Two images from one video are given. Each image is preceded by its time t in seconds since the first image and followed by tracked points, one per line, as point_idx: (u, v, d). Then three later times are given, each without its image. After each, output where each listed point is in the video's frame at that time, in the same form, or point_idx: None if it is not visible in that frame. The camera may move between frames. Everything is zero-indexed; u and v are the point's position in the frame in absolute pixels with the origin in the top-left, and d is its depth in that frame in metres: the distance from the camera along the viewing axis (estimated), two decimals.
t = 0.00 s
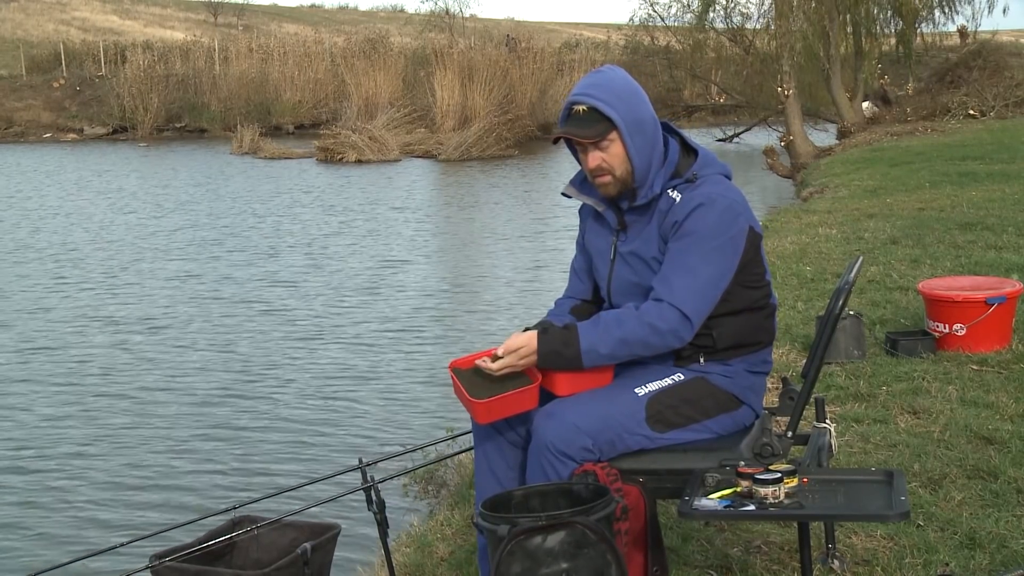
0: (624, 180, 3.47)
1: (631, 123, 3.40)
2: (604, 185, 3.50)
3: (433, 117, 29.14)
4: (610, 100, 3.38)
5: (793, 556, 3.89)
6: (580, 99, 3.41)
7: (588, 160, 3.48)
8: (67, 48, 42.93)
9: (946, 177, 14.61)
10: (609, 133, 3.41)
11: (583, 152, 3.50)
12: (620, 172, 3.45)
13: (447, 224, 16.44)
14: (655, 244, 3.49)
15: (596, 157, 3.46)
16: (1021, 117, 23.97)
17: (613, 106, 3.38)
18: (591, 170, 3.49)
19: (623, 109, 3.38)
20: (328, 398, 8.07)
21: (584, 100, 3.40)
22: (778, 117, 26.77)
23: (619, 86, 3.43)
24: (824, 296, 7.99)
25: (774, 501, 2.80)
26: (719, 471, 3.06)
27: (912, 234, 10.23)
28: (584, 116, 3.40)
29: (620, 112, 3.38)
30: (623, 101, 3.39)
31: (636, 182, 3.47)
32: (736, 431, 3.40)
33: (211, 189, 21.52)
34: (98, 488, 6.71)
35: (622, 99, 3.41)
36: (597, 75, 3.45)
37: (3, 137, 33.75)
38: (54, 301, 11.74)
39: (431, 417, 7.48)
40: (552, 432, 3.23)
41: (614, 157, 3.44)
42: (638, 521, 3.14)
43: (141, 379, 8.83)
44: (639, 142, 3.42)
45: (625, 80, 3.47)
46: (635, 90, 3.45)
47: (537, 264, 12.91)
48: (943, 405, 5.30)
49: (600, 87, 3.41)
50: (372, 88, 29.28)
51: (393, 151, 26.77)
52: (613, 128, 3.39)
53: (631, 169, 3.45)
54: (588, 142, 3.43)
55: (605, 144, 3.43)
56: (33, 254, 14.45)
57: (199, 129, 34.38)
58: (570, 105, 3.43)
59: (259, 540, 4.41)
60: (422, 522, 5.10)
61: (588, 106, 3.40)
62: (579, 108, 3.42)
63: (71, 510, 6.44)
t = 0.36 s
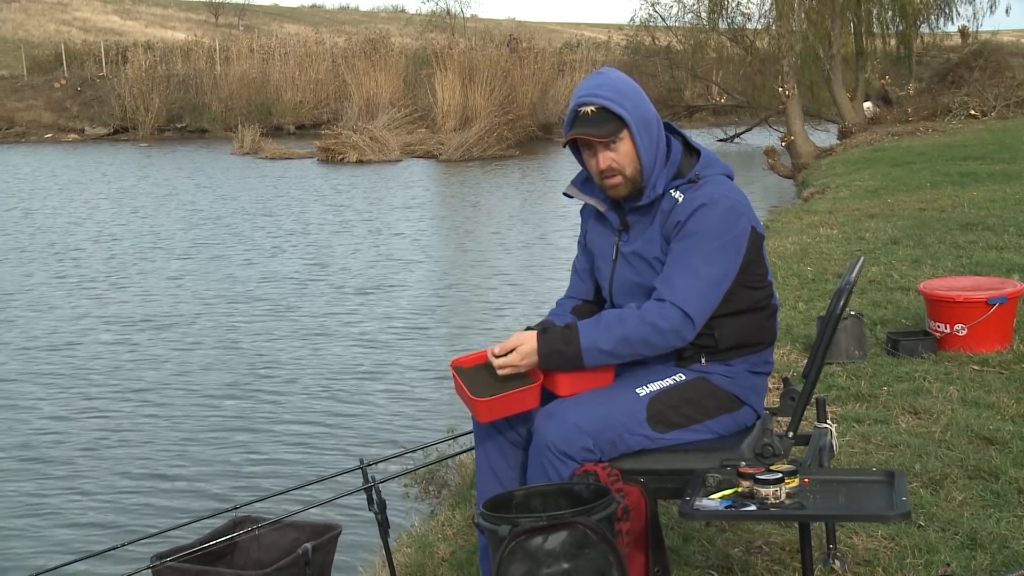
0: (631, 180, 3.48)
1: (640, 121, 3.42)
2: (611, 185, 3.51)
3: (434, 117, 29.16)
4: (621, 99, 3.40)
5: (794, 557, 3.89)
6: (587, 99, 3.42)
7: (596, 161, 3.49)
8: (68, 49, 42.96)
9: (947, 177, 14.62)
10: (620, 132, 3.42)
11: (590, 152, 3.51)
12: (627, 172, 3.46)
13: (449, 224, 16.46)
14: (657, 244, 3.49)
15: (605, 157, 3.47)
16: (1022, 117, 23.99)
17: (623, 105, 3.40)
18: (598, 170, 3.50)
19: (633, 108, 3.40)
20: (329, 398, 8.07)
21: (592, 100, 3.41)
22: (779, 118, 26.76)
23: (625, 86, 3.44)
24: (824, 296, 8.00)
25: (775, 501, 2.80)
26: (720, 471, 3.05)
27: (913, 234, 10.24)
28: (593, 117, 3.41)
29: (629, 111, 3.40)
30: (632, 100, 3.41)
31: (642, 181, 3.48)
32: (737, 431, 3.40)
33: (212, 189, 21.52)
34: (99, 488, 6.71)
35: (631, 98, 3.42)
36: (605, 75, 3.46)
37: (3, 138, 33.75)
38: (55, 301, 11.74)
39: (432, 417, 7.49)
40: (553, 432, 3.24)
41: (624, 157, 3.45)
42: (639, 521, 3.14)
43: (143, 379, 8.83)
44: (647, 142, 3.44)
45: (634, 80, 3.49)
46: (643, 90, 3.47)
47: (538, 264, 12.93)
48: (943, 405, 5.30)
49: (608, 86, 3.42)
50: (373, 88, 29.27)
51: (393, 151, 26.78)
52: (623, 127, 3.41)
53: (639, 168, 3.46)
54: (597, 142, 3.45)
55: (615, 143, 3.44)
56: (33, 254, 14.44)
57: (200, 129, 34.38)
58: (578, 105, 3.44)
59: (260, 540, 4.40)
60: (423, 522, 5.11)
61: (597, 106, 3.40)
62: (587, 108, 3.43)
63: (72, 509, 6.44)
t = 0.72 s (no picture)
0: (627, 183, 3.47)
1: (633, 125, 3.40)
2: (609, 188, 3.50)
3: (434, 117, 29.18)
4: (611, 103, 3.38)
5: (794, 556, 3.89)
6: (580, 103, 3.41)
7: (591, 164, 3.47)
8: (69, 49, 42.98)
9: (948, 177, 14.63)
10: (612, 137, 3.40)
11: (585, 155, 3.50)
12: (623, 175, 3.45)
13: (450, 223, 16.47)
14: (656, 245, 3.49)
15: (600, 160, 3.45)
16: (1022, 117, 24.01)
17: (615, 109, 3.38)
18: (594, 173, 3.49)
19: (626, 112, 3.38)
20: (329, 399, 8.07)
21: (585, 104, 3.40)
22: (780, 118, 26.77)
23: (620, 89, 3.42)
24: (825, 296, 8.00)
25: (776, 502, 2.80)
26: (721, 471, 3.05)
27: (914, 234, 10.24)
28: (586, 121, 3.40)
29: (622, 116, 3.38)
30: (623, 104, 3.39)
31: (639, 183, 3.47)
32: (738, 431, 3.40)
33: (212, 189, 21.52)
34: (100, 489, 6.71)
35: (624, 101, 3.40)
36: (599, 78, 3.45)
37: (4, 138, 33.77)
38: (56, 301, 11.74)
39: (433, 417, 7.48)
40: (553, 432, 3.24)
41: (618, 160, 3.44)
42: (639, 522, 3.14)
43: (143, 379, 8.83)
44: (641, 144, 3.42)
45: (627, 81, 3.47)
46: (636, 92, 3.45)
47: (539, 264, 12.94)
48: (944, 405, 5.30)
49: (601, 89, 3.41)
50: (374, 88, 29.28)
51: (394, 151, 26.80)
52: (616, 131, 3.39)
53: (634, 171, 3.44)
54: (591, 146, 3.43)
55: (609, 147, 3.42)
56: (34, 254, 14.45)
57: (200, 129, 34.41)
58: (573, 108, 3.43)
59: (260, 540, 4.40)
60: (424, 522, 5.12)
61: (590, 110, 3.40)
62: (580, 112, 3.42)
63: (72, 510, 6.44)
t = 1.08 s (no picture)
0: (615, 185, 3.48)
1: (619, 129, 3.39)
2: (600, 190, 3.51)
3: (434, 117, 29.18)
4: (596, 107, 3.39)
5: (795, 557, 3.89)
6: (568, 107, 3.42)
7: (579, 166, 3.49)
8: (69, 49, 42.94)
9: (949, 177, 14.63)
10: (595, 142, 3.41)
11: (576, 159, 3.51)
12: (611, 177, 3.46)
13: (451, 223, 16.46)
14: (654, 245, 3.49)
15: (587, 163, 3.47)
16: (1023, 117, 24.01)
17: (600, 114, 3.38)
18: (584, 175, 3.51)
19: (609, 116, 3.38)
20: (329, 399, 8.06)
21: (571, 108, 3.41)
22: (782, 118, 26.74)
23: (608, 93, 3.42)
24: (825, 296, 8.00)
25: (776, 502, 2.80)
26: (721, 471, 3.06)
27: (914, 234, 10.24)
28: (572, 125, 3.42)
29: (606, 120, 3.38)
30: (609, 107, 3.39)
31: (630, 184, 3.47)
32: (739, 431, 3.40)
33: (213, 189, 21.52)
34: (101, 489, 6.71)
35: (611, 104, 3.40)
36: (588, 82, 3.45)
37: (4, 138, 33.76)
38: (57, 301, 11.74)
39: (434, 417, 7.48)
40: (552, 432, 3.24)
41: (604, 163, 3.45)
42: (640, 521, 3.14)
43: (143, 379, 8.83)
44: (629, 146, 3.42)
45: (617, 85, 3.47)
46: (627, 93, 3.44)
47: (540, 264, 12.94)
48: (945, 405, 5.29)
49: (588, 93, 3.41)
50: (374, 88, 29.28)
51: (395, 151, 26.80)
52: (599, 136, 3.40)
53: (622, 174, 3.45)
54: (577, 149, 3.44)
55: (595, 151, 3.43)
56: (35, 254, 14.45)
57: (201, 129, 34.39)
58: (561, 112, 3.45)
59: (261, 540, 4.41)
60: (425, 522, 5.12)
61: (575, 114, 3.41)
62: (567, 116, 3.43)
63: (74, 510, 6.44)
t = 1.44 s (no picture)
0: (615, 185, 3.47)
1: (619, 129, 3.39)
2: (600, 189, 3.51)
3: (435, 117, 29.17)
4: (596, 107, 3.38)
5: (796, 557, 3.89)
6: (567, 107, 3.42)
7: (580, 166, 3.49)
8: (70, 49, 42.94)
9: (949, 177, 14.63)
10: (596, 141, 3.41)
11: (576, 159, 3.51)
12: (611, 177, 3.46)
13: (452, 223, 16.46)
14: (655, 245, 3.49)
15: (587, 163, 3.47)
16: None
17: (600, 114, 3.38)
18: (584, 175, 3.50)
19: (609, 116, 3.38)
20: (330, 399, 8.06)
21: (571, 109, 3.41)
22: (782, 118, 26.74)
23: (606, 93, 3.42)
24: (826, 296, 8.00)
25: (777, 502, 2.79)
26: (721, 471, 3.06)
27: (915, 234, 10.24)
28: (571, 125, 3.41)
29: (606, 120, 3.38)
30: (609, 107, 3.39)
31: (629, 185, 3.47)
32: (739, 431, 3.40)
33: (214, 189, 21.51)
34: (102, 488, 6.71)
35: (611, 105, 3.40)
36: (587, 82, 3.45)
37: (5, 138, 33.75)
38: (58, 300, 11.74)
39: (434, 417, 7.48)
40: (554, 432, 3.24)
41: (604, 163, 3.44)
42: (640, 522, 3.14)
43: (144, 379, 8.83)
44: (629, 146, 3.42)
45: (617, 84, 3.46)
46: (627, 94, 3.44)
47: (540, 264, 12.94)
48: (946, 405, 5.29)
49: (588, 94, 3.41)
50: (375, 88, 29.28)
51: (395, 151, 26.78)
52: (600, 136, 3.40)
53: (622, 174, 3.44)
54: (577, 149, 3.44)
55: (595, 151, 3.43)
56: (35, 254, 14.44)
57: (201, 129, 34.37)
58: (561, 112, 3.45)
59: (262, 540, 4.41)
60: (425, 522, 5.12)
61: (575, 114, 3.40)
62: (567, 116, 3.43)
63: (74, 509, 6.44)
